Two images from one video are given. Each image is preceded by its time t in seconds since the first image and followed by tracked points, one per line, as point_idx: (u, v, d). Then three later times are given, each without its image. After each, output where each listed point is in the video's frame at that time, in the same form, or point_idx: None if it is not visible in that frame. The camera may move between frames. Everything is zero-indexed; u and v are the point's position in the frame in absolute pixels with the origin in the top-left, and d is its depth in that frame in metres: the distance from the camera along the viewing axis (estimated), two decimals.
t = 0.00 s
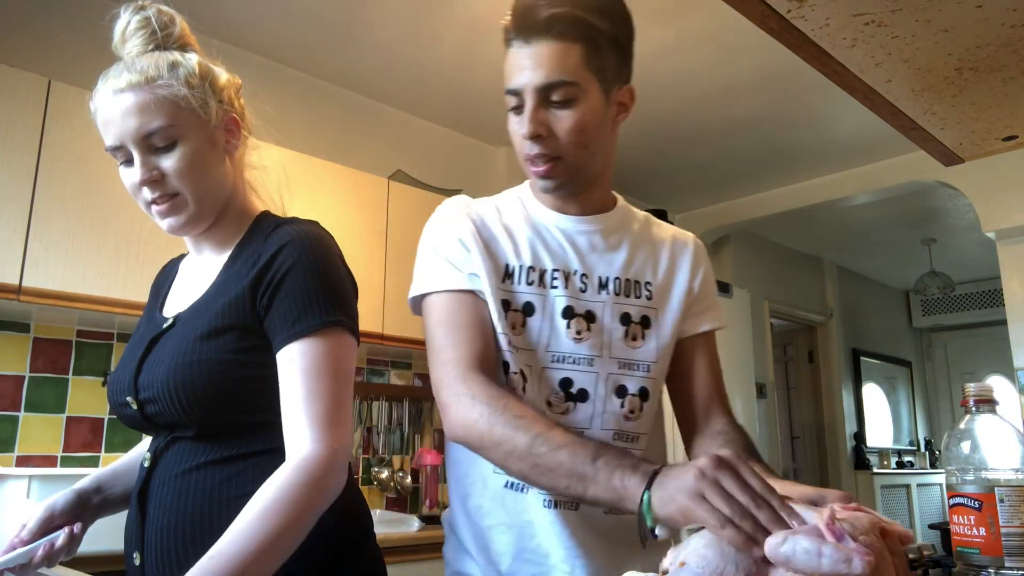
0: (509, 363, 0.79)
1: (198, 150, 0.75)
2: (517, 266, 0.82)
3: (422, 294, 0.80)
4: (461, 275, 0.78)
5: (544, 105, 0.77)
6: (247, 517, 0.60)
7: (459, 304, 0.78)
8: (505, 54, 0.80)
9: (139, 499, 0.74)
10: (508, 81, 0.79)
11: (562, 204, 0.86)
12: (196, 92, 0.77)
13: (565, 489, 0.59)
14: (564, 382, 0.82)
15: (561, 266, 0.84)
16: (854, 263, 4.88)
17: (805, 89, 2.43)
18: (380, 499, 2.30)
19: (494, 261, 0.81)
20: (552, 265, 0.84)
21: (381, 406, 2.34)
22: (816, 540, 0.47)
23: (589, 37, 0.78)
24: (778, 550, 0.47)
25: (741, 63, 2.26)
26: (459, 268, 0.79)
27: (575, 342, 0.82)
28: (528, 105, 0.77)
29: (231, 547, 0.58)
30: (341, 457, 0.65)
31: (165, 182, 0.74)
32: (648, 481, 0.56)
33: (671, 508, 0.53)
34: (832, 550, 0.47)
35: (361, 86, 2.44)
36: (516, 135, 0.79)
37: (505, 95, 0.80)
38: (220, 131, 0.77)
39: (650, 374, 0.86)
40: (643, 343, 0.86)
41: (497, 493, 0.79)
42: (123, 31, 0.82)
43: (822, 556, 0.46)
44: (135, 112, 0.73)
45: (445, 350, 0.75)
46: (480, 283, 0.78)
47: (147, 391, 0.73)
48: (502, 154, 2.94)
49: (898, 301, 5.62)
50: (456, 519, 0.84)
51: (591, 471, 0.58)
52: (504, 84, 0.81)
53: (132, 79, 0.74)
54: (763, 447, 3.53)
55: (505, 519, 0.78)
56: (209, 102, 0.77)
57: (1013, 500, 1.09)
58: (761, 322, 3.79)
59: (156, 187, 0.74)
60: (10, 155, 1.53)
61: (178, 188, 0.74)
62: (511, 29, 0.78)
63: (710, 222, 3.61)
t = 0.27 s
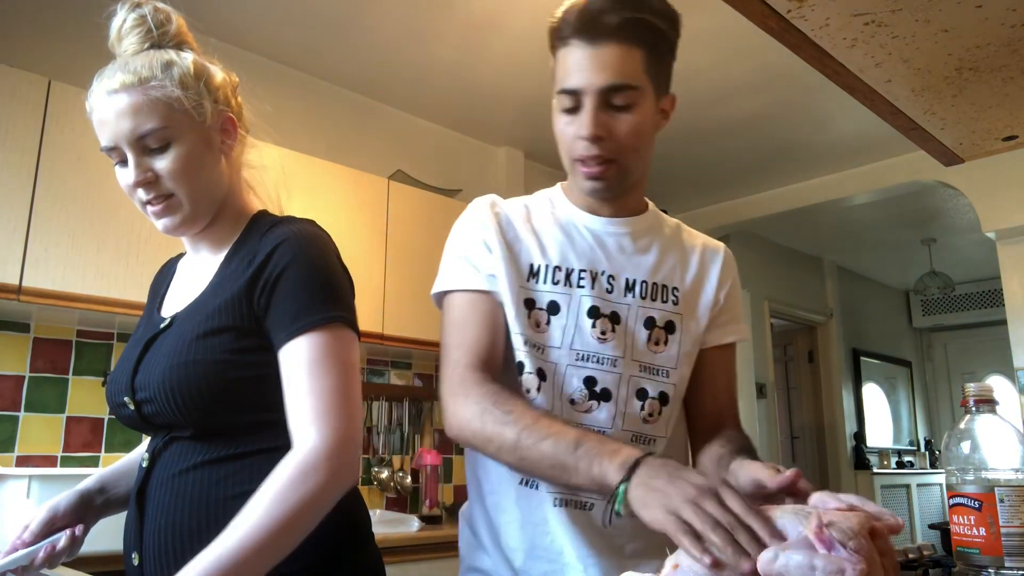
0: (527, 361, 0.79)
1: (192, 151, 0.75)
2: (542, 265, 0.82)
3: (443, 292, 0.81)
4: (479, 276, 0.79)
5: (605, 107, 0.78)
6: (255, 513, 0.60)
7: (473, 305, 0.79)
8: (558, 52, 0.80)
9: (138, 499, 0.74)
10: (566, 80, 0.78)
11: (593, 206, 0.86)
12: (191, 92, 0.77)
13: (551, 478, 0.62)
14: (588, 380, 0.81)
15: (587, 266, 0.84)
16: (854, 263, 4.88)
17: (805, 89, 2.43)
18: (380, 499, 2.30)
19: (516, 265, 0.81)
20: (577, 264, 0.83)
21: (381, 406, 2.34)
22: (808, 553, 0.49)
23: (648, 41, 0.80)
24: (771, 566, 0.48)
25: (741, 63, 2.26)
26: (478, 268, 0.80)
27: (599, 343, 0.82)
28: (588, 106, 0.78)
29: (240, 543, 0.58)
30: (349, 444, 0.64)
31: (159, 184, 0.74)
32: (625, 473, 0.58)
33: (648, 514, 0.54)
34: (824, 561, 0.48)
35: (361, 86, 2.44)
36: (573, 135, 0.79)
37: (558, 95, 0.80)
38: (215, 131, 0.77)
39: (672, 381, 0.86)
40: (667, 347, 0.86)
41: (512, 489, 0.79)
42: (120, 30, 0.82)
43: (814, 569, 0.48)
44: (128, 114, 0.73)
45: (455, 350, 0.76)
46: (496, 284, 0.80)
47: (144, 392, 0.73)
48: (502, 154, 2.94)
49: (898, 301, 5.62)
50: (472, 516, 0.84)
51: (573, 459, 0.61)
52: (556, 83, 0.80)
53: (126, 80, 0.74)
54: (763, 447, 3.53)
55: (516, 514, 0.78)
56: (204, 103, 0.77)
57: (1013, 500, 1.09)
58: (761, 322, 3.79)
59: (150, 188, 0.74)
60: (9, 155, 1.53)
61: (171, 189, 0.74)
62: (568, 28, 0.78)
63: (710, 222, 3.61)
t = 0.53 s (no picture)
0: (542, 358, 0.81)
1: (189, 150, 0.75)
2: (559, 264, 0.85)
3: (457, 285, 0.82)
4: (500, 269, 0.81)
5: (661, 115, 0.82)
6: (168, 528, 0.58)
7: (494, 301, 0.80)
8: (614, 56, 0.83)
9: (139, 501, 0.75)
10: (624, 84, 0.81)
11: (615, 207, 0.89)
12: (187, 91, 0.77)
13: (578, 480, 0.62)
14: (599, 381, 0.84)
15: (604, 266, 0.86)
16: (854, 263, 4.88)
17: (805, 89, 2.43)
18: (380, 499, 2.30)
19: (535, 263, 0.84)
20: (592, 264, 0.86)
21: (381, 406, 2.34)
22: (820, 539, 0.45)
23: (696, 61, 0.85)
24: (780, 552, 0.44)
25: (741, 63, 2.26)
26: (499, 262, 0.81)
27: (612, 343, 0.85)
28: (647, 111, 0.81)
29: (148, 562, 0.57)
30: (266, 441, 0.63)
31: (155, 183, 0.74)
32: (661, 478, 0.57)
33: (683, 511, 0.54)
34: (835, 551, 0.44)
35: (361, 86, 2.44)
36: (630, 138, 0.82)
37: (611, 97, 0.82)
38: (211, 130, 0.77)
39: (685, 384, 0.88)
40: (681, 351, 0.88)
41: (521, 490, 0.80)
42: (123, 29, 0.83)
43: (824, 557, 0.43)
44: (126, 113, 0.73)
45: (473, 351, 0.76)
46: (516, 278, 0.81)
47: (142, 396, 0.73)
48: (502, 154, 2.94)
49: (898, 301, 5.62)
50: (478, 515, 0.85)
51: (604, 462, 0.61)
52: (608, 85, 0.83)
53: (123, 80, 0.74)
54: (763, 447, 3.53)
55: (525, 513, 0.79)
56: (200, 101, 0.77)
57: (1013, 500, 1.09)
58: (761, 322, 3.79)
59: (146, 187, 0.75)
60: (9, 155, 1.53)
61: (168, 188, 0.75)
62: (633, 36, 0.82)
63: (710, 222, 3.61)
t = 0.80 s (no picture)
0: (533, 362, 0.79)
1: (182, 151, 0.75)
2: (552, 263, 0.83)
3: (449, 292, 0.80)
4: (485, 278, 0.79)
5: (660, 116, 0.81)
6: (220, 510, 0.58)
7: (481, 306, 0.78)
8: (614, 54, 0.81)
9: (138, 499, 0.75)
10: (624, 83, 0.80)
11: (608, 209, 0.87)
12: (177, 92, 0.77)
13: (535, 484, 0.61)
14: (598, 380, 0.81)
15: (598, 266, 0.84)
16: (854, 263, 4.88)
17: (805, 89, 2.43)
18: (380, 499, 2.30)
19: (524, 266, 0.81)
20: (587, 263, 0.84)
21: (381, 406, 2.33)
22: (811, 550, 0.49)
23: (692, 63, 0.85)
24: (773, 563, 0.49)
25: (741, 63, 2.26)
26: (484, 270, 0.80)
27: (610, 342, 0.82)
28: (646, 112, 0.80)
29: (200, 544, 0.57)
30: (317, 425, 0.64)
31: (149, 185, 0.75)
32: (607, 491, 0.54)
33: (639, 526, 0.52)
34: (827, 559, 0.49)
35: (361, 86, 2.44)
36: (628, 137, 0.80)
37: (610, 96, 0.81)
38: (204, 131, 0.77)
39: (682, 383, 0.86)
40: (677, 350, 0.87)
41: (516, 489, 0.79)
42: (115, 34, 0.82)
43: (816, 567, 0.48)
44: (117, 118, 0.74)
45: (454, 351, 0.75)
46: (503, 286, 0.79)
47: (144, 394, 0.73)
48: (502, 154, 2.94)
49: (898, 301, 5.62)
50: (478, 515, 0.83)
51: (554, 469, 0.59)
52: (607, 83, 0.81)
53: (113, 85, 0.75)
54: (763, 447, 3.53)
55: (520, 515, 0.78)
56: (190, 101, 0.77)
57: (1013, 500, 1.09)
58: (761, 322, 3.79)
59: (141, 190, 0.75)
60: (9, 155, 1.53)
61: (162, 189, 0.75)
62: (633, 33, 0.81)
63: (710, 222, 3.61)
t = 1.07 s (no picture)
0: (509, 359, 0.78)
1: (188, 150, 0.75)
2: (527, 257, 0.82)
3: (416, 292, 0.80)
4: (456, 278, 0.78)
5: (635, 108, 0.79)
6: (234, 495, 0.59)
7: (453, 306, 0.78)
8: (585, 44, 0.78)
9: (144, 495, 0.74)
10: (599, 75, 0.78)
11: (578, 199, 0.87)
12: (183, 92, 0.77)
13: (520, 503, 0.61)
14: (578, 375, 0.80)
15: (574, 259, 0.84)
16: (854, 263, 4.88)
17: (805, 89, 2.43)
18: (380, 499, 2.30)
19: (496, 262, 0.81)
20: (563, 255, 0.83)
21: (381, 406, 2.33)
22: (810, 552, 0.51)
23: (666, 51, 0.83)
24: (774, 565, 0.50)
25: (741, 63, 2.26)
26: (455, 270, 0.79)
27: (587, 335, 0.82)
28: (621, 104, 0.78)
29: (210, 524, 0.58)
30: (333, 423, 0.64)
31: (154, 184, 0.75)
32: (593, 509, 0.55)
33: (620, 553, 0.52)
34: (826, 561, 0.50)
35: (361, 86, 2.43)
36: (603, 131, 0.78)
37: (583, 88, 0.79)
38: (210, 131, 0.77)
39: (661, 373, 0.86)
40: (654, 340, 0.86)
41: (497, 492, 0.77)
42: (123, 37, 0.83)
43: (816, 568, 0.49)
44: (124, 117, 0.74)
45: (427, 357, 0.75)
46: (474, 286, 0.79)
47: (153, 389, 0.73)
48: (502, 154, 2.94)
49: (898, 301, 5.62)
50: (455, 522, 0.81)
51: (540, 488, 0.59)
52: (580, 75, 0.79)
53: (120, 85, 0.75)
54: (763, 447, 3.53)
55: (503, 517, 0.77)
56: (196, 101, 0.77)
57: (1013, 500, 1.09)
58: (761, 322, 3.79)
59: (147, 189, 0.75)
60: (9, 155, 1.53)
61: (167, 189, 0.75)
62: (605, 22, 0.77)
63: (710, 222, 3.61)
